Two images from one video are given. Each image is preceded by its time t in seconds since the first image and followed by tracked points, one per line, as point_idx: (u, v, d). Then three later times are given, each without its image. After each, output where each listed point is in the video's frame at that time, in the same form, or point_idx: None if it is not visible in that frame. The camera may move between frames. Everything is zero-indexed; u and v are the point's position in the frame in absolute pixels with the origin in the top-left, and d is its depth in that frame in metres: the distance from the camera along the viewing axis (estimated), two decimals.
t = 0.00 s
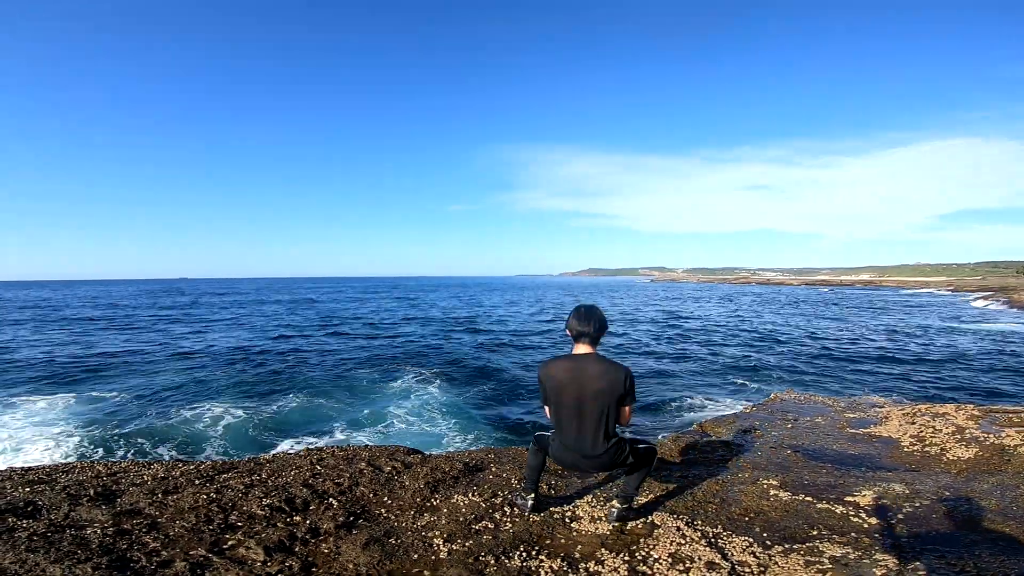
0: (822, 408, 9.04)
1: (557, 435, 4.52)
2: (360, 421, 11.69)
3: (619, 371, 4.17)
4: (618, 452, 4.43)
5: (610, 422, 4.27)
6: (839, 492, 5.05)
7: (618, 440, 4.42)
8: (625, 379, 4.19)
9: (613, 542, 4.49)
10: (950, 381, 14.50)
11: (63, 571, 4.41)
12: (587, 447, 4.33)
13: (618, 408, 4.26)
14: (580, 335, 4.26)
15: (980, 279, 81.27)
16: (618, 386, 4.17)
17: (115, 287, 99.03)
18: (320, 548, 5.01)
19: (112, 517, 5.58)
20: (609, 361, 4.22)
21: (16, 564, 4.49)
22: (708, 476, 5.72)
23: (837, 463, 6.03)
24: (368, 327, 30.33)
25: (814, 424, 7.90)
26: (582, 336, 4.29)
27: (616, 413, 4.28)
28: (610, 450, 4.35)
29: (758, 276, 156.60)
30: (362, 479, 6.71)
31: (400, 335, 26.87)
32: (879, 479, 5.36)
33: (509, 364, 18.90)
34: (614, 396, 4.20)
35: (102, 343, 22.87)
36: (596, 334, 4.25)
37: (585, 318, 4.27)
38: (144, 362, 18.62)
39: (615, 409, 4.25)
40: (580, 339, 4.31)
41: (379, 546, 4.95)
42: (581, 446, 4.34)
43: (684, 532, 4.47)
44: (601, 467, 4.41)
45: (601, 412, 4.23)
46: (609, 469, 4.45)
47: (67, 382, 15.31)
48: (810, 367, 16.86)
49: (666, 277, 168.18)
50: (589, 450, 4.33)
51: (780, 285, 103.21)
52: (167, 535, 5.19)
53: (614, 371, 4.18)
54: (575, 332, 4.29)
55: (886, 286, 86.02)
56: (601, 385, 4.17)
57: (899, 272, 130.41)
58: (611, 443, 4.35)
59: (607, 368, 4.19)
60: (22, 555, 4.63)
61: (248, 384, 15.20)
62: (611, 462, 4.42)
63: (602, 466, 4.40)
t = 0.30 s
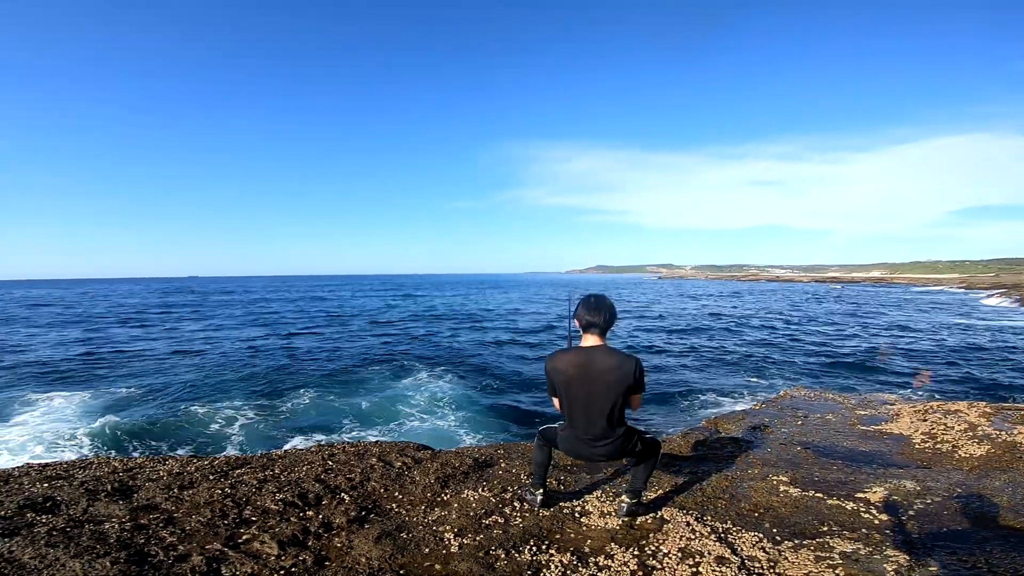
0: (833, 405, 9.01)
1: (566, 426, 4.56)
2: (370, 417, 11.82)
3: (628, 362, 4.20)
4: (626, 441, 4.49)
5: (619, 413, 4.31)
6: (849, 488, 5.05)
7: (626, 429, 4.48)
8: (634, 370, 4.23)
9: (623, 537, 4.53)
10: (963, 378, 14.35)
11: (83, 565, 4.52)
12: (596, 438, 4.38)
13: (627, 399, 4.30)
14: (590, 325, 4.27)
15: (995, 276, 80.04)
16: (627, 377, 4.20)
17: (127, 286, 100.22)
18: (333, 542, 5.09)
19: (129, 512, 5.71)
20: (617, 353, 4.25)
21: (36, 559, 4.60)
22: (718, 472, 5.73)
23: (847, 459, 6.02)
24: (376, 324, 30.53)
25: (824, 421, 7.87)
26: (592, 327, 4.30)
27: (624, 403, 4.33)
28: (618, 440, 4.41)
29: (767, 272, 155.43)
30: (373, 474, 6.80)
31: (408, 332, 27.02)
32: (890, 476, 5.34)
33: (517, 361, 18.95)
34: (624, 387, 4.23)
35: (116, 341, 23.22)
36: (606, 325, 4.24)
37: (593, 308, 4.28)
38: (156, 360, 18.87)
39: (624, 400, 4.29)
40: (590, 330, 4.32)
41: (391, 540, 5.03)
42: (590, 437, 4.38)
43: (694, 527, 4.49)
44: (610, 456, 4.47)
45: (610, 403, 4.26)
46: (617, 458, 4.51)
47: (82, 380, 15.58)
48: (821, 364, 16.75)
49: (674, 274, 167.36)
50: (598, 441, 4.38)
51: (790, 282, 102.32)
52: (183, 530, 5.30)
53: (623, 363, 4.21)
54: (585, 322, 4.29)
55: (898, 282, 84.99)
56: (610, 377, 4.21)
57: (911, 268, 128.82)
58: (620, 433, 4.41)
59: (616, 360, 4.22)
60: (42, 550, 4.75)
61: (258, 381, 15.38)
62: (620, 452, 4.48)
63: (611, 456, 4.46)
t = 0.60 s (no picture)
0: (838, 402, 8.94)
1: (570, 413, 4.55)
2: (374, 413, 11.84)
3: (634, 350, 4.16)
4: (630, 430, 4.47)
5: (623, 401, 4.29)
6: (853, 485, 5.01)
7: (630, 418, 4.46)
8: (639, 359, 4.20)
9: (625, 533, 4.51)
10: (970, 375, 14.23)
11: (85, 559, 4.54)
12: (600, 426, 4.37)
13: (632, 388, 4.27)
14: (597, 312, 4.24)
15: (1004, 273, 79.27)
16: (631, 365, 4.17)
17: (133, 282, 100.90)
18: (334, 536, 5.09)
19: (133, 506, 5.73)
20: (623, 341, 4.21)
21: (39, 553, 4.62)
22: (721, 469, 5.69)
23: (852, 456, 5.97)
24: (380, 320, 30.60)
25: (829, 417, 7.82)
26: (598, 314, 4.27)
27: (629, 392, 4.30)
28: (622, 429, 4.40)
29: (772, 269, 154.69)
30: (376, 469, 6.81)
31: (413, 328, 27.07)
32: (895, 473, 5.29)
33: (520, 357, 18.94)
34: (628, 375, 4.20)
35: (122, 337, 23.37)
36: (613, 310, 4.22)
37: (600, 293, 4.25)
38: (162, 356, 18.99)
39: (629, 389, 4.26)
40: (597, 317, 4.29)
41: (392, 535, 5.03)
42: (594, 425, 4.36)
43: (696, 523, 4.47)
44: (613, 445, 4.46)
45: (614, 391, 4.23)
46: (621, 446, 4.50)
47: (89, 376, 15.69)
48: (826, 360, 16.64)
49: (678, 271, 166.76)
50: (602, 428, 4.37)
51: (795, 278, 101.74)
52: (186, 524, 5.32)
53: (628, 351, 4.17)
54: (592, 309, 4.26)
55: (904, 279, 84.33)
56: (615, 365, 4.17)
57: (918, 265, 127.84)
58: (624, 421, 4.39)
59: (622, 348, 4.18)
60: (45, 544, 4.78)
61: (263, 377, 15.44)
62: (624, 440, 4.46)
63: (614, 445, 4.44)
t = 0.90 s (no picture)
0: (833, 396, 8.97)
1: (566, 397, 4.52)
2: (371, 406, 11.86)
3: (633, 334, 4.15)
4: (626, 416, 4.45)
5: (620, 386, 4.27)
6: (847, 480, 5.02)
7: (627, 404, 4.45)
8: (638, 343, 4.19)
9: (619, 526, 4.51)
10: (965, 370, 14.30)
11: (80, 552, 4.54)
12: (596, 410, 4.35)
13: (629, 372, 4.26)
14: (598, 296, 4.21)
15: (1001, 268, 79.57)
16: (630, 349, 4.16)
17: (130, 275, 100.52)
18: (330, 529, 5.10)
19: (129, 500, 5.73)
20: (622, 324, 4.20)
21: (34, 547, 4.62)
22: (716, 463, 5.70)
23: (846, 451, 5.99)
24: (379, 313, 30.58)
25: (824, 412, 7.84)
26: (599, 297, 4.24)
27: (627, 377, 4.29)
28: (619, 414, 4.39)
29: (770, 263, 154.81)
30: (371, 462, 6.82)
31: (411, 321, 27.07)
32: (889, 468, 5.31)
33: (518, 350, 18.97)
34: (627, 359, 4.19)
35: (120, 331, 23.31)
36: (611, 295, 4.19)
37: (599, 277, 4.21)
38: (159, 349, 18.96)
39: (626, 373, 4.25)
40: (596, 301, 4.26)
41: (387, 527, 5.04)
42: (591, 409, 4.34)
43: (690, 517, 4.48)
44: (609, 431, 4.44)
45: (612, 376, 4.21)
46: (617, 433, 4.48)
47: (86, 371, 15.67)
48: (823, 355, 16.69)
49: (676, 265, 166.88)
50: (599, 413, 4.35)
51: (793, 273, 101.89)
52: (181, 517, 5.32)
53: (628, 335, 4.17)
54: (592, 293, 4.23)
55: (901, 274, 84.53)
56: (613, 349, 4.16)
57: (916, 260, 128.12)
58: (621, 407, 4.37)
59: (621, 331, 4.17)
60: (41, 538, 4.77)
61: (261, 371, 15.43)
62: (619, 426, 4.44)
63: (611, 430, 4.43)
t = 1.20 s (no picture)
0: (825, 388, 9.04)
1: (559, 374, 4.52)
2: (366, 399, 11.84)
3: (629, 311, 4.15)
4: (619, 395, 4.45)
5: (614, 363, 4.27)
6: (838, 471, 5.07)
7: (620, 382, 4.45)
8: (633, 321, 4.20)
9: (612, 517, 4.54)
10: (955, 363, 14.47)
11: (72, 546, 4.51)
12: (589, 387, 4.35)
13: (623, 350, 4.27)
14: (592, 272, 4.23)
15: (992, 262, 80.40)
16: (625, 327, 4.17)
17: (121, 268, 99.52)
18: (323, 521, 5.09)
19: (121, 493, 5.70)
20: (618, 301, 4.20)
21: (27, 541, 4.58)
22: (708, 454, 5.73)
23: (837, 442, 6.04)
24: (374, 306, 30.46)
25: (816, 403, 7.91)
26: (594, 274, 4.26)
27: (621, 355, 4.30)
28: (611, 393, 4.39)
29: (763, 255, 155.64)
30: (365, 454, 6.80)
31: (406, 314, 27.02)
32: (879, 460, 5.36)
33: (514, 342, 18.97)
34: (621, 336, 4.20)
35: (111, 326, 23.08)
36: (606, 269, 4.21)
37: (592, 253, 4.23)
38: (153, 344, 18.81)
39: (620, 351, 4.25)
40: (591, 278, 4.26)
41: (381, 519, 5.04)
42: (584, 385, 4.34)
43: (683, 508, 4.51)
44: (601, 409, 4.45)
45: (607, 352, 4.21)
46: (609, 412, 4.48)
47: (78, 365, 15.54)
48: (815, 347, 16.82)
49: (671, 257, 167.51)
50: (591, 390, 4.35)
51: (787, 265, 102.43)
52: (174, 510, 5.30)
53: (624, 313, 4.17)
54: (586, 269, 4.24)
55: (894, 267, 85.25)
56: (608, 325, 4.16)
57: (907, 253, 129.11)
58: (613, 386, 4.37)
59: (617, 308, 4.18)
60: (33, 532, 4.73)
61: (255, 365, 15.35)
62: (612, 405, 4.44)
63: (602, 409, 4.43)
